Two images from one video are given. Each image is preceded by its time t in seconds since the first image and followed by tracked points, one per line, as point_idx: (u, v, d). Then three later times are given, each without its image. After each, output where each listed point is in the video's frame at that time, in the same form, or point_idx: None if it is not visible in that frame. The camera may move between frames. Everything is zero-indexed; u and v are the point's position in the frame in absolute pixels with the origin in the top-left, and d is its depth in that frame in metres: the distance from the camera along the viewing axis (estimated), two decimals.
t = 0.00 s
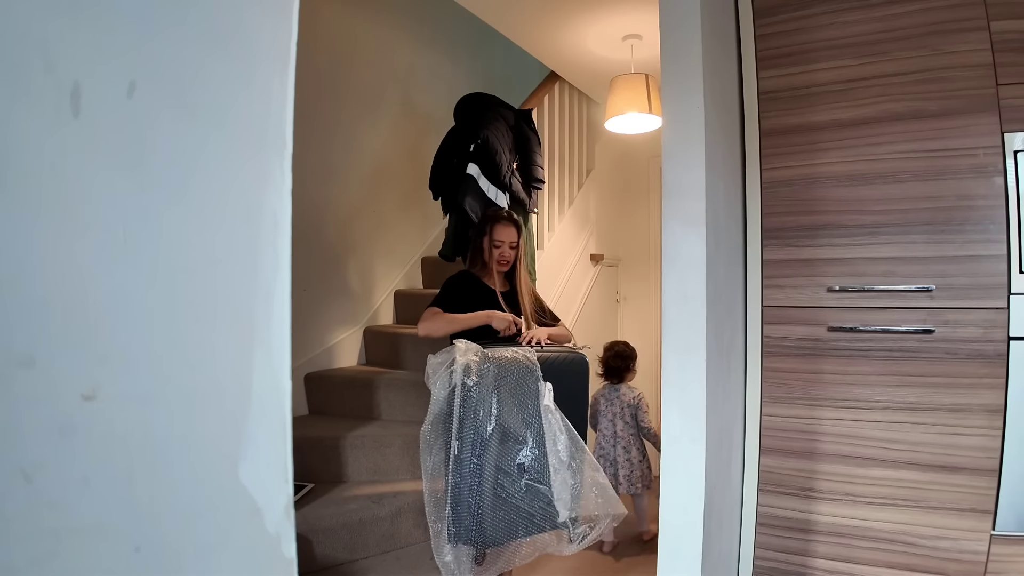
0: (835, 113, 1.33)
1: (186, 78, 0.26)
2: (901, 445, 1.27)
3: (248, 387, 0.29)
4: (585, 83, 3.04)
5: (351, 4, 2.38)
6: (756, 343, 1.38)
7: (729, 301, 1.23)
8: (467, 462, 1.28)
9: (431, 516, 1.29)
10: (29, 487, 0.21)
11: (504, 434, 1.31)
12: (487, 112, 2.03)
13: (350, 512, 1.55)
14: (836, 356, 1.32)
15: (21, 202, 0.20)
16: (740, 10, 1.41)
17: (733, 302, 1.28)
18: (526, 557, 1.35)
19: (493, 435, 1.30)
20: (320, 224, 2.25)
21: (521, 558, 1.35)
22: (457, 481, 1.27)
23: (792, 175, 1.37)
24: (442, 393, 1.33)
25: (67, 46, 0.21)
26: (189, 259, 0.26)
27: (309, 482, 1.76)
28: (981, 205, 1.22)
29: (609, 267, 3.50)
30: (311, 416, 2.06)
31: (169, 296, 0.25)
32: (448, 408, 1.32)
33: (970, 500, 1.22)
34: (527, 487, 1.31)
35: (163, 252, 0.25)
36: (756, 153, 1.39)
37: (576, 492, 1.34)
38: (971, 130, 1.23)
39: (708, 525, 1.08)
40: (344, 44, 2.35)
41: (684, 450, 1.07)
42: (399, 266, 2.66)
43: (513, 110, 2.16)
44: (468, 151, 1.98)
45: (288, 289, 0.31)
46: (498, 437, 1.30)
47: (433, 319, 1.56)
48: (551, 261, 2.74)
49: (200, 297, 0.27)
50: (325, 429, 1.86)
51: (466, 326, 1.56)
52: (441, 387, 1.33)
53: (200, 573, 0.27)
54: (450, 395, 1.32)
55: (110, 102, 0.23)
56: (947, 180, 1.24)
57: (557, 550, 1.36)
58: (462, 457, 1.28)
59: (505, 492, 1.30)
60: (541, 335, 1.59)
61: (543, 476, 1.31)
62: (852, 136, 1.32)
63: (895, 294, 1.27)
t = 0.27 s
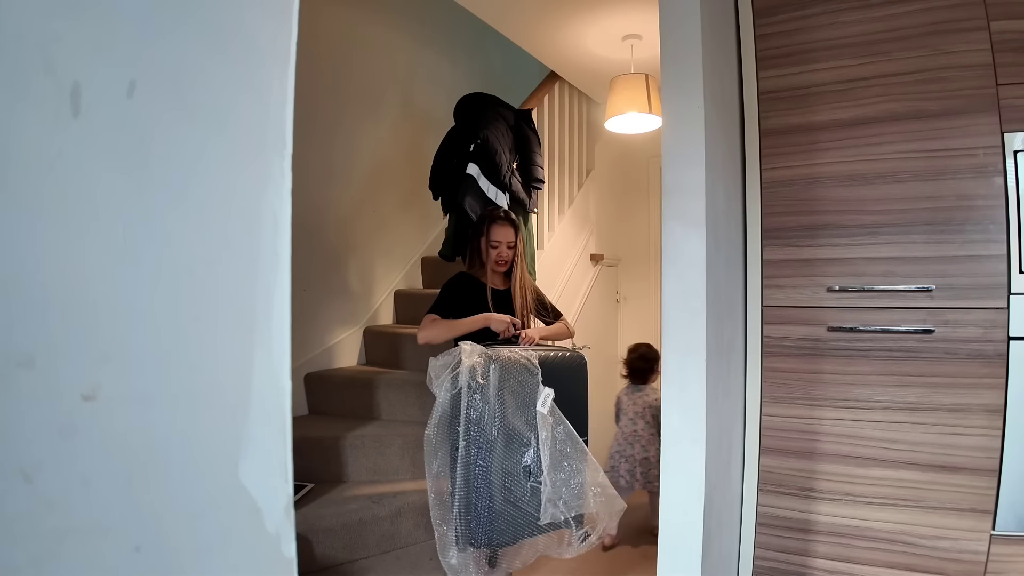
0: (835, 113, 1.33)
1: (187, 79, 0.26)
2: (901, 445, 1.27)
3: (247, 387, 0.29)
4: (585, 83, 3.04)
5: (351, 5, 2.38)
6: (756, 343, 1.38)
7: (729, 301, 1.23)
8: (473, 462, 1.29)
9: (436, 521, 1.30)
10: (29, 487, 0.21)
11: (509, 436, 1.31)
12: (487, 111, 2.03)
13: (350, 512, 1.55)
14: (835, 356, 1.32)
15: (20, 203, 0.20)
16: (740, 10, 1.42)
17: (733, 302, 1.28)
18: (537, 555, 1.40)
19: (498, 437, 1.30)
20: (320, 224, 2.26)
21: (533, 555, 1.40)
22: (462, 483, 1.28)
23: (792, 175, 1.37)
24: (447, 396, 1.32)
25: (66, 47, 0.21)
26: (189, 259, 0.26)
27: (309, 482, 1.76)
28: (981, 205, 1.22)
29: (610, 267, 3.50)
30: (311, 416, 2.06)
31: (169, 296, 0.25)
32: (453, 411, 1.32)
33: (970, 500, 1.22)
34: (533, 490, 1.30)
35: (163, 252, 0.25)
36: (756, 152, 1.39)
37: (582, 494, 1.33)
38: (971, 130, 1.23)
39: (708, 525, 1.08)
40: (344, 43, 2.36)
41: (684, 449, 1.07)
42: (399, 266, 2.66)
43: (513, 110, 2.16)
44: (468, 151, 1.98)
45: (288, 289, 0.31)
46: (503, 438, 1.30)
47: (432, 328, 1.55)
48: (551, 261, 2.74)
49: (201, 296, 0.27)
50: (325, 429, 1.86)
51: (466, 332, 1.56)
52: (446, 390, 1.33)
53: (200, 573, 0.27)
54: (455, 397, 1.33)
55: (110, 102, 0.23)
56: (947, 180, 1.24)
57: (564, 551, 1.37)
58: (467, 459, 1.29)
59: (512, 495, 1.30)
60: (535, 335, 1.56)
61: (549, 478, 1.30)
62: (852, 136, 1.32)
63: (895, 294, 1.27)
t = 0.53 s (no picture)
0: (835, 113, 1.33)
1: (187, 78, 0.26)
2: (901, 444, 1.27)
3: (247, 387, 0.29)
4: (585, 83, 3.04)
5: (351, 4, 2.38)
6: (756, 343, 1.38)
7: (729, 301, 1.23)
8: (476, 470, 1.29)
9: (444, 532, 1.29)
10: (28, 487, 0.21)
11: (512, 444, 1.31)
12: (487, 111, 2.03)
13: (349, 512, 1.55)
14: (835, 356, 1.32)
15: (21, 202, 0.20)
16: (740, 10, 1.41)
17: (733, 302, 1.28)
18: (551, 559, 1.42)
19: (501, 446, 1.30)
20: (320, 224, 2.26)
21: (545, 559, 1.43)
22: (467, 491, 1.28)
23: (792, 175, 1.37)
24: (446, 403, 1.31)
25: (66, 45, 0.21)
26: (189, 259, 0.26)
27: (309, 483, 1.76)
28: (981, 205, 1.22)
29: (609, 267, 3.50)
30: (311, 416, 2.06)
31: (170, 297, 0.25)
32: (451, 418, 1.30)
33: (970, 500, 1.22)
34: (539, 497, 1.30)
35: (163, 252, 0.25)
36: (756, 152, 1.39)
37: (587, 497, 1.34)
38: (970, 130, 1.23)
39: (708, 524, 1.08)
40: (344, 43, 2.35)
41: (683, 448, 1.07)
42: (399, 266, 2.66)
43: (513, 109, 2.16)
44: (468, 151, 1.98)
45: (288, 289, 0.31)
46: (506, 445, 1.30)
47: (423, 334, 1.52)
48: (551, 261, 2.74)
49: (200, 296, 0.27)
50: (325, 429, 1.86)
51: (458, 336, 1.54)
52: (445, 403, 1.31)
53: (200, 573, 0.27)
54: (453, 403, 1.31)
55: (110, 100, 0.23)
56: (947, 180, 1.24)
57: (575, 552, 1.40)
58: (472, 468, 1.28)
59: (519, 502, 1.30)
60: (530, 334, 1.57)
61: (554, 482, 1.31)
62: (852, 136, 1.32)
63: (895, 294, 1.27)
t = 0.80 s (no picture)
0: (835, 113, 1.33)
1: (187, 79, 0.26)
2: (901, 444, 1.27)
3: (247, 388, 0.29)
4: (585, 83, 3.05)
5: (351, 5, 2.38)
6: (756, 342, 1.38)
7: (729, 301, 1.24)
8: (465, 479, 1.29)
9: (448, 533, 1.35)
10: (29, 487, 0.20)
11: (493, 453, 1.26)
12: (487, 111, 2.04)
13: (350, 512, 1.55)
14: (835, 356, 1.32)
15: (22, 201, 0.20)
16: (740, 10, 1.41)
17: (733, 302, 1.28)
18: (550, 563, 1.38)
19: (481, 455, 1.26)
20: (320, 224, 2.26)
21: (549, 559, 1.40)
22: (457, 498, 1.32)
23: (792, 175, 1.37)
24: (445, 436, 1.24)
25: (66, 45, 0.21)
26: (190, 260, 0.26)
27: (309, 483, 1.76)
28: (980, 205, 1.22)
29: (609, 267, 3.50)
30: (310, 416, 2.06)
31: (170, 298, 0.25)
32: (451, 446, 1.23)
33: (970, 500, 1.22)
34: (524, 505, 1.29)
35: (163, 252, 0.25)
36: (756, 152, 1.39)
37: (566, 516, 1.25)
38: (970, 130, 1.23)
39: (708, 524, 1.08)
40: (343, 44, 2.35)
41: (683, 448, 1.07)
42: (399, 266, 2.66)
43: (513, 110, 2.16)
44: (468, 151, 1.98)
45: (288, 290, 0.31)
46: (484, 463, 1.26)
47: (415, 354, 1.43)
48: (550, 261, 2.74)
49: (200, 296, 0.27)
50: (325, 429, 1.86)
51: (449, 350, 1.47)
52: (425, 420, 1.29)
53: (200, 573, 0.27)
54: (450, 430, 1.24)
55: (110, 100, 0.23)
56: (947, 180, 1.24)
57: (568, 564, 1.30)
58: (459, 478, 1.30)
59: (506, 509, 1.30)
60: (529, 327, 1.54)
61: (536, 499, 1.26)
62: (852, 136, 1.32)
63: (895, 294, 1.27)
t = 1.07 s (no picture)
0: (835, 113, 1.33)
1: (187, 79, 0.26)
2: (900, 444, 1.27)
3: (247, 388, 0.29)
4: (585, 83, 3.05)
5: (351, 4, 2.38)
6: (756, 342, 1.38)
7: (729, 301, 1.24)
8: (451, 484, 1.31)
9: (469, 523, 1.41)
10: (28, 488, 0.20)
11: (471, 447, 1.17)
12: (487, 111, 2.04)
13: (349, 512, 1.55)
14: (835, 356, 1.32)
15: (23, 202, 0.20)
16: (740, 10, 1.41)
17: (733, 302, 1.28)
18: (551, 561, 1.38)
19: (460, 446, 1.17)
20: (320, 224, 2.26)
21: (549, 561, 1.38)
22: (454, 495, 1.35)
23: (792, 175, 1.37)
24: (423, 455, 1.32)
25: (67, 45, 0.21)
26: (189, 259, 0.26)
27: (308, 482, 1.76)
28: (980, 205, 1.22)
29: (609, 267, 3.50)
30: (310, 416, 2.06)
31: (170, 298, 0.25)
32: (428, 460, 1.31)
33: (970, 500, 1.22)
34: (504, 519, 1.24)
35: (164, 251, 0.25)
36: (756, 152, 1.39)
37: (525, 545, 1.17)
38: (970, 130, 1.23)
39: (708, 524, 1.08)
40: (343, 43, 2.35)
41: (684, 448, 1.07)
42: (398, 266, 2.66)
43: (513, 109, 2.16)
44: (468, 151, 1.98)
45: (288, 290, 0.31)
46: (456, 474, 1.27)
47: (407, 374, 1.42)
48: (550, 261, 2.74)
49: (200, 296, 0.27)
50: (324, 429, 1.86)
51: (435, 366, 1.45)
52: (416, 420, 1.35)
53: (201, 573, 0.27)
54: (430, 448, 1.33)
55: (110, 101, 0.23)
56: (947, 180, 1.24)
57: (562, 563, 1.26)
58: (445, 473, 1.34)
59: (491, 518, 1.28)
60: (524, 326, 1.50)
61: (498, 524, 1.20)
62: (852, 136, 1.32)
63: (895, 294, 1.27)
